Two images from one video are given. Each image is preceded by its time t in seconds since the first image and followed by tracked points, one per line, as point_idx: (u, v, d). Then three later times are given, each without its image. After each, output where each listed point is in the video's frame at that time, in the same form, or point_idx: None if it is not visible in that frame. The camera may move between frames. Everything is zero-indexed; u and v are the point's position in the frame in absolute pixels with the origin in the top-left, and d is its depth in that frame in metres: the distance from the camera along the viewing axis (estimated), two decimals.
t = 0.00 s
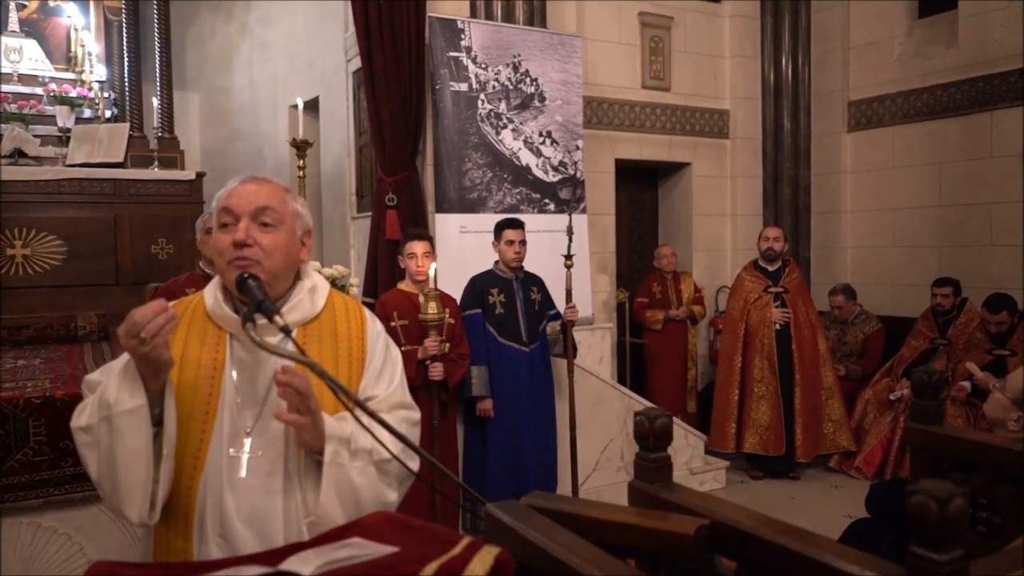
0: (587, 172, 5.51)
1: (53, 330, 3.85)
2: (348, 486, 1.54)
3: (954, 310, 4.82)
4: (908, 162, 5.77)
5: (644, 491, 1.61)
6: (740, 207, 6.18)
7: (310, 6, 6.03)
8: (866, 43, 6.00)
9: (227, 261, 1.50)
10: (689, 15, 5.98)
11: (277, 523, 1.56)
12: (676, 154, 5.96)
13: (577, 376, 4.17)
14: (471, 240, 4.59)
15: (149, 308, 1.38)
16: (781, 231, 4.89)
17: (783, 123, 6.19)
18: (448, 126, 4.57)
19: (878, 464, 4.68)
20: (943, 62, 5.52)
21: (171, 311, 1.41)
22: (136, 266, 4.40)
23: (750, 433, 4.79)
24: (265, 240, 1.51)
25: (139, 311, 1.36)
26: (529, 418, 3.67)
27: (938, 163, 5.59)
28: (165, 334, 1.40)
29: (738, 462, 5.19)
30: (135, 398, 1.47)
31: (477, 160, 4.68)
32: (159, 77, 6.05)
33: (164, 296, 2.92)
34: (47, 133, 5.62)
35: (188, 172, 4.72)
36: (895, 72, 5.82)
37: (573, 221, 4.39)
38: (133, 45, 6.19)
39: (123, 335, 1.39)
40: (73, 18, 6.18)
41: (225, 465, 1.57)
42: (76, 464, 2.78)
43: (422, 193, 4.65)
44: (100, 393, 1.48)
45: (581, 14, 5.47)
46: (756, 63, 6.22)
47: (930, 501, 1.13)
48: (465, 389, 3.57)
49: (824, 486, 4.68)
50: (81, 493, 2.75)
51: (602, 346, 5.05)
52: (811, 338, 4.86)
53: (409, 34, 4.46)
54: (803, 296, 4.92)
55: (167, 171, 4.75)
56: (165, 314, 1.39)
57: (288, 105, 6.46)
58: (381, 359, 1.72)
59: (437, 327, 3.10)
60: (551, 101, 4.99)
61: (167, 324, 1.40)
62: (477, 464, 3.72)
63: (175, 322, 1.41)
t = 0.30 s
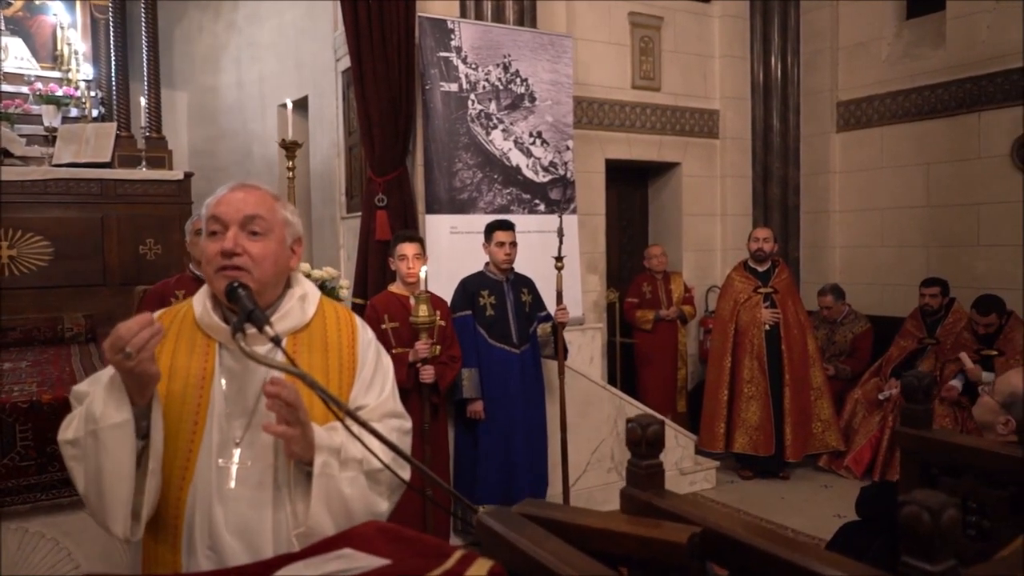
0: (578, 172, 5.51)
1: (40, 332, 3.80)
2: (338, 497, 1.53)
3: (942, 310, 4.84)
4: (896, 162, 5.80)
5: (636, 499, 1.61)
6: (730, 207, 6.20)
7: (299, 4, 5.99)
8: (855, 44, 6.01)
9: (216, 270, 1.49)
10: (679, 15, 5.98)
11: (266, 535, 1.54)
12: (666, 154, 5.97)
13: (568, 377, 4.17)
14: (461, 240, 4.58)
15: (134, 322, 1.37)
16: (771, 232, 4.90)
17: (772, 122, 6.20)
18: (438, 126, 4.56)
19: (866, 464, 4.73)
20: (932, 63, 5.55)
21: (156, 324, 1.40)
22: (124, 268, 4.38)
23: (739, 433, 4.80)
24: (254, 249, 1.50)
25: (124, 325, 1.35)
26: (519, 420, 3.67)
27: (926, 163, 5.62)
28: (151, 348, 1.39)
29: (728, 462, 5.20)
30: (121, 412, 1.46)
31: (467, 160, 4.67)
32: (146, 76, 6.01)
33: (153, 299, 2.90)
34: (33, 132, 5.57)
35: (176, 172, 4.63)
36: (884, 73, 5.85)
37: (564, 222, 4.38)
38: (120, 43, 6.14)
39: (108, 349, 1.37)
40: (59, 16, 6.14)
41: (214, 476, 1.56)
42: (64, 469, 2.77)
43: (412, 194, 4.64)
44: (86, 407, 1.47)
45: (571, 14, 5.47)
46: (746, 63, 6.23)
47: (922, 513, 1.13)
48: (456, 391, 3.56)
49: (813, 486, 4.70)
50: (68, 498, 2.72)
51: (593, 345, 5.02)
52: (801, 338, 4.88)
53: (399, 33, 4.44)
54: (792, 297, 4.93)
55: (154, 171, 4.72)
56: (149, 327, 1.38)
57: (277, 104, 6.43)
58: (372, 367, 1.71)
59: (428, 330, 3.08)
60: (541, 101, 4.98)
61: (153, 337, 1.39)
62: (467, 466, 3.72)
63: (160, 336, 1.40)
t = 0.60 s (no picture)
0: (571, 171, 5.51)
1: (30, 333, 3.76)
2: (332, 498, 1.52)
3: (934, 309, 4.85)
4: (888, 161, 5.81)
5: (632, 500, 1.61)
6: (723, 206, 6.20)
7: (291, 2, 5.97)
8: (847, 43, 6.03)
9: (209, 271, 1.48)
10: (672, 15, 5.98)
11: (260, 538, 1.54)
12: (659, 153, 5.97)
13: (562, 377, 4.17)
14: (455, 239, 4.57)
15: (123, 332, 1.36)
16: (764, 231, 4.91)
17: (765, 122, 6.21)
18: (431, 124, 4.54)
19: (859, 462, 4.74)
20: (923, 63, 5.57)
21: (144, 332, 1.39)
22: (115, 267, 4.34)
23: (733, 433, 4.81)
24: (247, 249, 1.49)
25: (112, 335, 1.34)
26: (513, 419, 3.66)
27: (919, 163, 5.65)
28: (139, 357, 1.38)
29: (721, 461, 5.21)
30: (112, 422, 1.45)
31: (460, 159, 4.66)
32: (137, 73, 5.96)
33: (145, 299, 2.87)
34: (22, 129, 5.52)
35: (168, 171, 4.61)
36: (876, 72, 5.86)
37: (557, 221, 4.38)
38: (110, 40, 6.10)
39: (97, 358, 1.36)
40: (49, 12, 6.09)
41: (207, 479, 1.54)
42: (55, 470, 2.76)
43: (405, 193, 4.62)
44: (76, 414, 1.46)
45: (564, 13, 5.46)
46: (738, 63, 6.23)
47: (922, 514, 1.12)
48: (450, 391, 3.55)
49: (806, 484, 4.71)
50: (60, 499, 2.70)
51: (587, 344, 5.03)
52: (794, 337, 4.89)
53: (392, 32, 4.42)
54: (785, 296, 4.94)
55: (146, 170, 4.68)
56: (139, 334, 1.37)
57: (269, 102, 6.40)
58: (366, 367, 1.70)
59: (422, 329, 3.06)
60: (534, 100, 4.97)
61: (142, 345, 1.37)
62: (460, 465, 3.71)
63: (149, 343, 1.38)
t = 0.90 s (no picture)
0: (567, 168, 5.51)
1: (26, 330, 3.67)
2: (330, 492, 1.52)
3: (931, 305, 4.86)
4: (884, 157, 5.82)
5: (630, 494, 1.61)
6: (719, 203, 6.21)
7: None
8: (844, 40, 6.03)
9: (210, 266, 1.48)
10: (668, 12, 5.98)
11: (258, 534, 1.53)
12: (655, 150, 5.97)
13: (559, 373, 4.17)
14: (451, 236, 4.56)
15: (121, 305, 1.34)
16: (760, 227, 4.92)
17: (761, 119, 6.20)
18: (428, 121, 4.53)
19: (856, 457, 4.76)
20: (919, 59, 5.58)
21: (143, 307, 1.37)
22: (110, 264, 4.32)
23: (730, 429, 4.81)
24: (248, 245, 1.49)
25: (109, 310, 1.32)
26: (510, 416, 3.66)
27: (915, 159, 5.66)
28: (138, 331, 1.37)
29: (717, 457, 5.21)
30: (107, 400, 1.44)
31: (456, 156, 4.65)
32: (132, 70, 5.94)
33: (143, 295, 2.87)
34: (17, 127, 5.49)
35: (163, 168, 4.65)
36: (872, 69, 5.87)
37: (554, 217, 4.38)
38: (105, 37, 6.08)
39: (95, 332, 1.35)
40: (43, 10, 6.10)
41: (205, 472, 1.54)
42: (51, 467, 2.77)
43: (402, 190, 4.61)
44: (70, 395, 1.44)
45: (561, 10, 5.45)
46: (735, 60, 6.23)
47: (919, 507, 1.13)
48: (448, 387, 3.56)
49: (803, 480, 4.72)
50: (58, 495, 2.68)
51: (583, 340, 4.99)
52: (791, 334, 4.89)
53: (388, 28, 4.41)
54: (783, 292, 4.94)
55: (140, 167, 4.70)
56: (138, 308, 1.36)
57: (265, 99, 6.39)
58: (364, 362, 1.70)
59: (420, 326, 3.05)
60: (530, 96, 4.97)
61: (139, 321, 1.36)
62: (457, 461, 3.71)
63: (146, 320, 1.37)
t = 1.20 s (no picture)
0: (567, 159, 5.50)
1: (24, 321, 3.54)
2: (332, 479, 1.52)
3: (930, 297, 4.86)
4: (884, 149, 5.82)
5: (629, 484, 1.61)
6: (719, 194, 6.20)
7: None
8: (844, 31, 6.01)
9: (218, 249, 1.48)
10: (668, 2, 5.96)
11: (259, 520, 1.53)
12: (655, 141, 5.96)
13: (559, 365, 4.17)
14: (451, 227, 4.55)
15: (126, 300, 1.35)
16: (760, 219, 4.91)
17: (761, 111, 6.16)
18: (427, 112, 4.52)
19: (854, 448, 4.77)
20: (918, 50, 5.57)
21: (149, 302, 1.37)
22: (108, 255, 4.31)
23: (729, 420, 4.82)
24: (258, 228, 1.49)
25: (115, 302, 1.33)
26: (509, 407, 3.67)
27: (914, 151, 5.65)
28: (144, 325, 1.37)
29: (716, 448, 5.22)
30: (109, 391, 1.44)
31: (455, 146, 4.64)
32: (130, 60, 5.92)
33: (143, 284, 2.87)
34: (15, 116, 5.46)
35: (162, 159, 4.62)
36: (872, 60, 5.85)
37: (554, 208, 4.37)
38: (102, 27, 6.04)
39: (100, 325, 1.35)
40: None
41: (206, 460, 1.54)
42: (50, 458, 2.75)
43: (401, 180, 4.60)
44: (72, 386, 1.44)
45: None
46: (735, 51, 6.21)
47: (919, 496, 1.13)
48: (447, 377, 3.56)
49: (801, 471, 4.73)
50: (57, 487, 2.72)
51: (582, 332, 5.00)
52: (790, 325, 4.89)
53: (387, 18, 4.39)
54: (782, 283, 4.95)
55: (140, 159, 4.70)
56: (144, 303, 1.36)
57: (263, 89, 6.38)
58: (364, 352, 1.70)
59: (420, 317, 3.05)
60: (530, 87, 4.96)
61: (147, 315, 1.36)
62: (456, 452, 3.72)
63: (154, 313, 1.38)
